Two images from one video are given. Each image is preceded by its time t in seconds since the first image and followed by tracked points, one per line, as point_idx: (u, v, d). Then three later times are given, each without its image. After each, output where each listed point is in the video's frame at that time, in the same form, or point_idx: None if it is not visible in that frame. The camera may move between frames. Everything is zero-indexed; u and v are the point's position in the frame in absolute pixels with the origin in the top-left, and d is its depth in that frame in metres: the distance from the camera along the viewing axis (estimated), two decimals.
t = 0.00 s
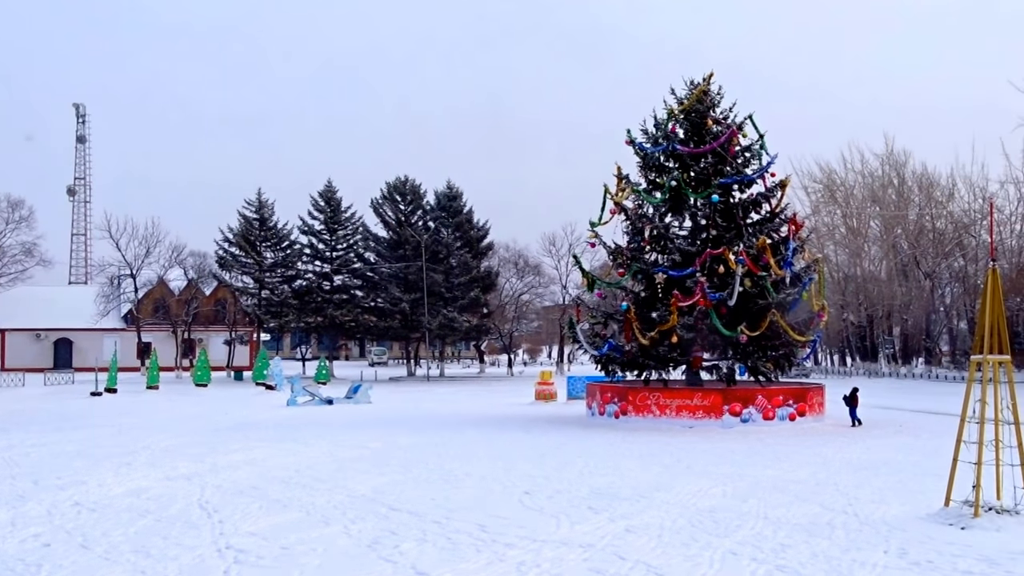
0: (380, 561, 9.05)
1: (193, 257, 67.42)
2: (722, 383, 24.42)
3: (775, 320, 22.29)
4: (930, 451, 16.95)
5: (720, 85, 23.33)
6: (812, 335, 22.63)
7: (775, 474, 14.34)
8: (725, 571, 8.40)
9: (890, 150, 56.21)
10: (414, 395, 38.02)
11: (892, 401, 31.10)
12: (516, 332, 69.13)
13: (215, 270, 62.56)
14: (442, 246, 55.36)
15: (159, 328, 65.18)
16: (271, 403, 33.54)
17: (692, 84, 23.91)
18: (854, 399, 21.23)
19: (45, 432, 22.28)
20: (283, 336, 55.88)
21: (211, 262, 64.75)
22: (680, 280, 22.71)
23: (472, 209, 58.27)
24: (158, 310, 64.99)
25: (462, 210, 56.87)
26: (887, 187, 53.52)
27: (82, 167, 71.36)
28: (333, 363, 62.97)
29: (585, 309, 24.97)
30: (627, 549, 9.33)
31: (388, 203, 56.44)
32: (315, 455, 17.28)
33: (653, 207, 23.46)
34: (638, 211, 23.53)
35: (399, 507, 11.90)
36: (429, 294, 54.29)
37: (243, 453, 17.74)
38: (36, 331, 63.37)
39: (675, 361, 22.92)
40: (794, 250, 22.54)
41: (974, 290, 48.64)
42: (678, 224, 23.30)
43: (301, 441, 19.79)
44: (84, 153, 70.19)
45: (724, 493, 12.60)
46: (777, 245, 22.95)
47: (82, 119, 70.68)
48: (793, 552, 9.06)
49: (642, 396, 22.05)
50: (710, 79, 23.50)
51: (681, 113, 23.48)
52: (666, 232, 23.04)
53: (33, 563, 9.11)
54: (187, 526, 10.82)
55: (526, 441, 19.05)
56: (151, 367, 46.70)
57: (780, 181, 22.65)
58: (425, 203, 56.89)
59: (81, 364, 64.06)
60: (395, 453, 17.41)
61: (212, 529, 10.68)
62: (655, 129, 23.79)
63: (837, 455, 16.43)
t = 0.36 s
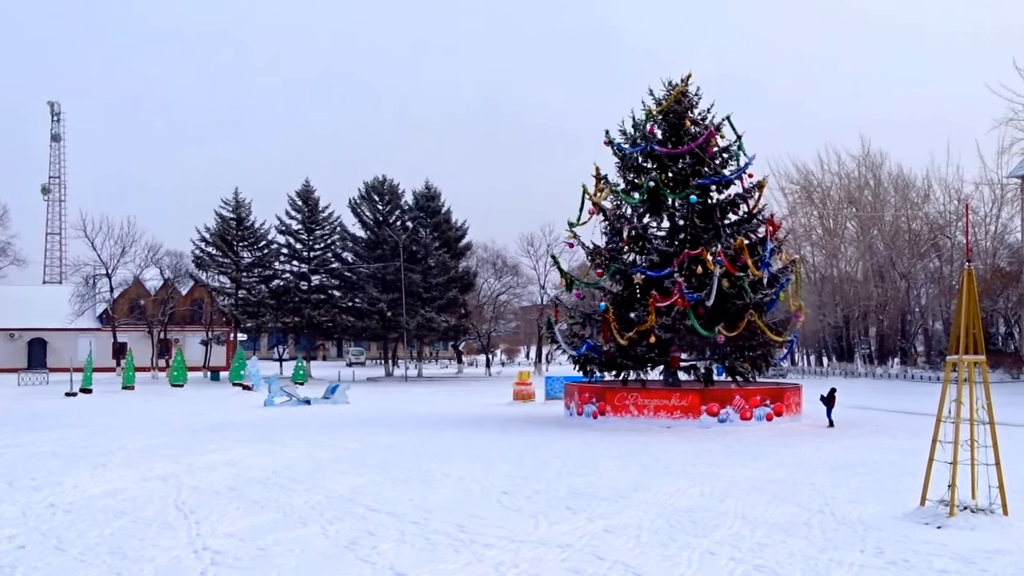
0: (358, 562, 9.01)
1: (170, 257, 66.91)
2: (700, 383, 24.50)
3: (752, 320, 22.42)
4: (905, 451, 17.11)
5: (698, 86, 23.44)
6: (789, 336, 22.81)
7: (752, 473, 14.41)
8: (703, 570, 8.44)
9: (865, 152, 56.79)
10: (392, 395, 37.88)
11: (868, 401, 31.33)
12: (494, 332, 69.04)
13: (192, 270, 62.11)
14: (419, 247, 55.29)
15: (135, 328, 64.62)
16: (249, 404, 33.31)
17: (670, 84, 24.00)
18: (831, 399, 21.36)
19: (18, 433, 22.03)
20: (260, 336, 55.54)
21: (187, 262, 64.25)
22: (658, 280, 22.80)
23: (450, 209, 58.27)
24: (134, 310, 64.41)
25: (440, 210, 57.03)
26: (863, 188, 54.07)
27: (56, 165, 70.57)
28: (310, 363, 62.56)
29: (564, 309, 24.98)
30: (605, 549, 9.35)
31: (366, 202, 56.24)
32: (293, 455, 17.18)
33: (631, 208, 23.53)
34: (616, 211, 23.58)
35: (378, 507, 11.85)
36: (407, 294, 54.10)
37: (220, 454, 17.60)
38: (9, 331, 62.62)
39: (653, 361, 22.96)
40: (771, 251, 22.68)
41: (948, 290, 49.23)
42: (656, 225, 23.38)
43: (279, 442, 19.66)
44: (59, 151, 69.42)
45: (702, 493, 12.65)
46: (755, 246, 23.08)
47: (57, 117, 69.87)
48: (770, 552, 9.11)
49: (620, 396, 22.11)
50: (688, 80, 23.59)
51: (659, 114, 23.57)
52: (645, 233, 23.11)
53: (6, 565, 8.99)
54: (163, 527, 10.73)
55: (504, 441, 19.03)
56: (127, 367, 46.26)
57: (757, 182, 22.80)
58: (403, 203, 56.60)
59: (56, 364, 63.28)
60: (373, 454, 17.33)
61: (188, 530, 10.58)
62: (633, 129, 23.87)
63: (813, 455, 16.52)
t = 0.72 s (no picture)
0: (335, 563, 8.96)
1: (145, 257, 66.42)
2: (678, 384, 24.61)
3: (729, 320, 22.54)
4: (881, 451, 17.25)
5: (676, 87, 23.51)
6: (766, 335, 22.96)
7: (729, 474, 14.49)
8: (680, 570, 8.47)
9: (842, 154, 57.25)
10: (370, 396, 37.75)
11: (843, 401, 31.61)
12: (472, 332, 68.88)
13: (168, 270, 61.65)
14: (397, 247, 55.11)
15: (110, 328, 64.04)
16: (225, 404, 33.09)
17: (649, 85, 24.06)
18: (810, 400, 21.50)
19: None
20: (237, 336, 55.20)
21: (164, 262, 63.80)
22: (636, 280, 22.86)
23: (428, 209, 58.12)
24: (109, 310, 63.84)
25: (418, 210, 56.66)
26: (840, 189, 54.52)
27: (31, 164, 69.78)
28: (287, 363, 62.24)
29: (542, 310, 24.96)
30: (583, 550, 9.35)
31: (344, 202, 56.08)
32: (270, 456, 17.07)
33: (609, 209, 23.57)
34: (595, 212, 23.62)
35: (355, 508, 11.80)
36: (385, 294, 53.96)
37: (196, 455, 17.46)
38: None
39: (631, 361, 23.06)
40: (748, 252, 22.78)
41: (924, 291, 50.05)
42: (635, 226, 23.43)
43: (256, 442, 19.52)
44: (33, 150, 68.66)
45: (680, 493, 12.70)
46: (733, 246, 23.17)
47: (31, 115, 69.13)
48: (747, 552, 9.16)
49: (598, 396, 22.17)
50: (666, 81, 23.66)
51: (637, 115, 23.63)
52: (623, 233, 23.15)
53: None
54: (139, 529, 10.63)
55: (483, 442, 19.00)
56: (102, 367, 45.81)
57: (735, 184, 22.90)
58: (381, 203, 56.48)
59: (30, 364, 62.53)
60: (350, 454, 17.25)
61: (164, 531, 10.49)
62: (612, 130, 23.91)
63: (790, 455, 16.62)
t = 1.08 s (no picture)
0: (313, 565, 8.90)
1: (122, 259, 65.98)
2: (655, 385, 24.70)
3: (707, 322, 22.60)
4: (857, 451, 17.42)
5: (654, 89, 23.62)
6: (743, 336, 23.08)
7: (706, 474, 14.57)
8: (659, 570, 8.51)
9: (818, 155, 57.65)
10: (348, 397, 37.59)
11: (818, 402, 31.91)
12: (450, 334, 68.75)
13: (145, 270, 61.13)
14: (375, 248, 54.97)
15: (86, 329, 63.39)
16: (202, 405, 32.83)
17: (626, 87, 24.15)
18: (788, 401, 21.61)
19: None
20: (214, 337, 54.86)
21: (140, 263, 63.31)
22: (614, 282, 22.88)
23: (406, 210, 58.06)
24: (85, 311, 63.20)
25: (396, 212, 56.68)
26: (817, 191, 54.90)
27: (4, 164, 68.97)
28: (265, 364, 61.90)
29: (520, 311, 25.05)
30: (561, 551, 9.34)
31: (321, 203, 55.82)
32: (247, 457, 16.95)
33: (587, 210, 23.59)
34: (573, 213, 23.64)
35: (333, 509, 11.73)
36: (362, 295, 53.84)
37: (173, 456, 17.31)
38: None
39: (609, 362, 23.26)
40: (726, 253, 22.85)
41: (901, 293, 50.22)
42: (612, 227, 23.50)
43: (234, 444, 19.37)
44: (7, 150, 67.90)
45: (658, 493, 12.74)
46: (710, 247, 23.25)
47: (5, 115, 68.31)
48: (725, 552, 9.20)
49: (576, 397, 22.21)
50: (644, 82, 23.79)
51: (615, 116, 23.72)
52: (601, 234, 23.21)
53: None
54: (115, 531, 10.52)
55: (461, 443, 18.97)
56: (77, 368, 45.30)
57: (713, 185, 23.03)
58: (359, 204, 56.29)
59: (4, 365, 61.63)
60: (329, 455, 17.17)
61: (141, 533, 10.39)
62: (590, 131, 23.97)
63: (767, 456, 16.75)
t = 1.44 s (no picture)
0: (293, 567, 8.85)
1: (101, 260, 65.47)
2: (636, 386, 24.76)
3: (687, 324, 22.68)
4: (837, 453, 17.52)
5: (634, 91, 23.67)
6: (724, 338, 23.12)
7: (687, 476, 14.63)
8: (640, 572, 8.54)
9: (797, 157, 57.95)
10: (329, 399, 37.44)
11: (798, 403, 32.10)
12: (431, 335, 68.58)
13: (124, 272, 60.71)
14: (355, 250, 54.75)
15: (65, 331, 62.85)
16: (181, 407, 32.62)
17: (607, 89, 24.21)
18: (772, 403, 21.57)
19: None
20: (194, 339, 54.54)
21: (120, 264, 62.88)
22: (595, 284, 22.93)
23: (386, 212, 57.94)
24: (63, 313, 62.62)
25: (376, 214, 56.53)
26: (796, 193, 55.24)
27: None
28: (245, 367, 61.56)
29: (500, 313, 25.07)
30: (542, 553, 9.33)
31: (301, 205, 55.51)
32: (228, 459, 16.85)
33: (568, 212, 23.63)
34: (553, 215, 23.68)
35: (313, 512, 11.67)
36: (343, 297, 53.45)
37: (153, 458, 17.19)
38: None
39: (589, 364, 23.30)
40: (706, 255, 22.94)
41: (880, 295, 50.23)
42: (593, 229, 23.54)
43: (214, 446, 19.25)
44: None
45: (638, 495, 12.76)
46: (690, 249, 23.31)
47: None
48: (705, 554, 9.23)
49: (556, 399, 22.26)
50: (624, 84, 23.83)
51: (596, 118, 23.74)
52: (581, 236, 23.24)
53: None
54: (94, 533, 10.41)
55: (441, 445, 18.94)
56: (55, 371, 44.85)
57: (693, 187, 23.12)
58: (339, 206, 56.01)
59: None
60: (310, 457, 17.09)
61: (119, 536, 10.29)
62: (570, 133, 23.99)
63: (747, 458, 16.81)
